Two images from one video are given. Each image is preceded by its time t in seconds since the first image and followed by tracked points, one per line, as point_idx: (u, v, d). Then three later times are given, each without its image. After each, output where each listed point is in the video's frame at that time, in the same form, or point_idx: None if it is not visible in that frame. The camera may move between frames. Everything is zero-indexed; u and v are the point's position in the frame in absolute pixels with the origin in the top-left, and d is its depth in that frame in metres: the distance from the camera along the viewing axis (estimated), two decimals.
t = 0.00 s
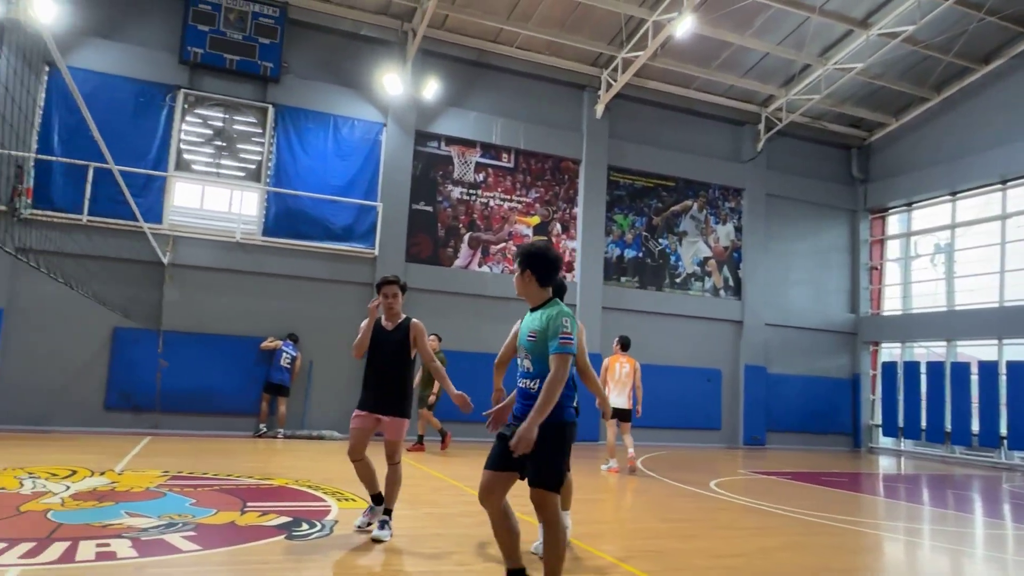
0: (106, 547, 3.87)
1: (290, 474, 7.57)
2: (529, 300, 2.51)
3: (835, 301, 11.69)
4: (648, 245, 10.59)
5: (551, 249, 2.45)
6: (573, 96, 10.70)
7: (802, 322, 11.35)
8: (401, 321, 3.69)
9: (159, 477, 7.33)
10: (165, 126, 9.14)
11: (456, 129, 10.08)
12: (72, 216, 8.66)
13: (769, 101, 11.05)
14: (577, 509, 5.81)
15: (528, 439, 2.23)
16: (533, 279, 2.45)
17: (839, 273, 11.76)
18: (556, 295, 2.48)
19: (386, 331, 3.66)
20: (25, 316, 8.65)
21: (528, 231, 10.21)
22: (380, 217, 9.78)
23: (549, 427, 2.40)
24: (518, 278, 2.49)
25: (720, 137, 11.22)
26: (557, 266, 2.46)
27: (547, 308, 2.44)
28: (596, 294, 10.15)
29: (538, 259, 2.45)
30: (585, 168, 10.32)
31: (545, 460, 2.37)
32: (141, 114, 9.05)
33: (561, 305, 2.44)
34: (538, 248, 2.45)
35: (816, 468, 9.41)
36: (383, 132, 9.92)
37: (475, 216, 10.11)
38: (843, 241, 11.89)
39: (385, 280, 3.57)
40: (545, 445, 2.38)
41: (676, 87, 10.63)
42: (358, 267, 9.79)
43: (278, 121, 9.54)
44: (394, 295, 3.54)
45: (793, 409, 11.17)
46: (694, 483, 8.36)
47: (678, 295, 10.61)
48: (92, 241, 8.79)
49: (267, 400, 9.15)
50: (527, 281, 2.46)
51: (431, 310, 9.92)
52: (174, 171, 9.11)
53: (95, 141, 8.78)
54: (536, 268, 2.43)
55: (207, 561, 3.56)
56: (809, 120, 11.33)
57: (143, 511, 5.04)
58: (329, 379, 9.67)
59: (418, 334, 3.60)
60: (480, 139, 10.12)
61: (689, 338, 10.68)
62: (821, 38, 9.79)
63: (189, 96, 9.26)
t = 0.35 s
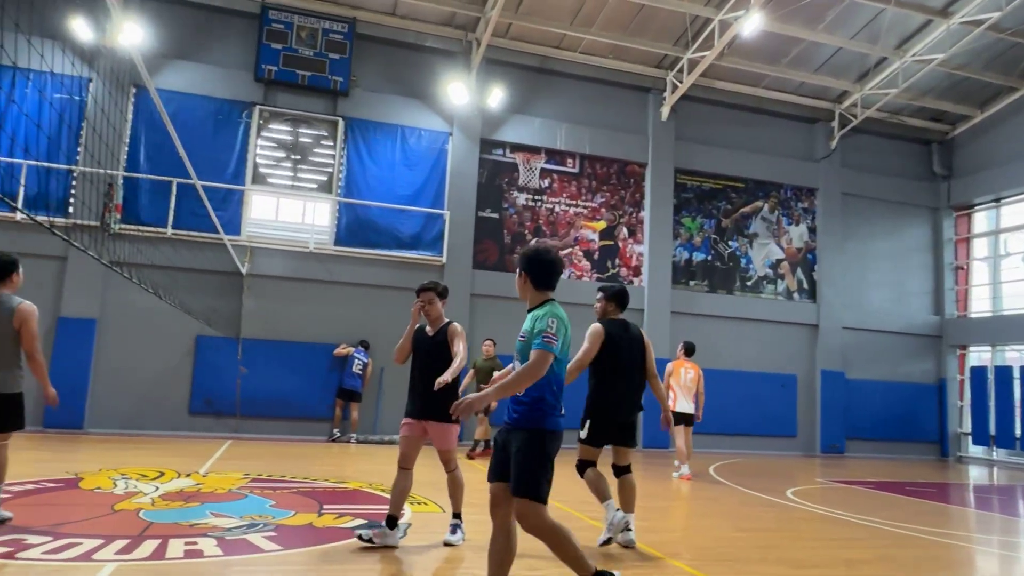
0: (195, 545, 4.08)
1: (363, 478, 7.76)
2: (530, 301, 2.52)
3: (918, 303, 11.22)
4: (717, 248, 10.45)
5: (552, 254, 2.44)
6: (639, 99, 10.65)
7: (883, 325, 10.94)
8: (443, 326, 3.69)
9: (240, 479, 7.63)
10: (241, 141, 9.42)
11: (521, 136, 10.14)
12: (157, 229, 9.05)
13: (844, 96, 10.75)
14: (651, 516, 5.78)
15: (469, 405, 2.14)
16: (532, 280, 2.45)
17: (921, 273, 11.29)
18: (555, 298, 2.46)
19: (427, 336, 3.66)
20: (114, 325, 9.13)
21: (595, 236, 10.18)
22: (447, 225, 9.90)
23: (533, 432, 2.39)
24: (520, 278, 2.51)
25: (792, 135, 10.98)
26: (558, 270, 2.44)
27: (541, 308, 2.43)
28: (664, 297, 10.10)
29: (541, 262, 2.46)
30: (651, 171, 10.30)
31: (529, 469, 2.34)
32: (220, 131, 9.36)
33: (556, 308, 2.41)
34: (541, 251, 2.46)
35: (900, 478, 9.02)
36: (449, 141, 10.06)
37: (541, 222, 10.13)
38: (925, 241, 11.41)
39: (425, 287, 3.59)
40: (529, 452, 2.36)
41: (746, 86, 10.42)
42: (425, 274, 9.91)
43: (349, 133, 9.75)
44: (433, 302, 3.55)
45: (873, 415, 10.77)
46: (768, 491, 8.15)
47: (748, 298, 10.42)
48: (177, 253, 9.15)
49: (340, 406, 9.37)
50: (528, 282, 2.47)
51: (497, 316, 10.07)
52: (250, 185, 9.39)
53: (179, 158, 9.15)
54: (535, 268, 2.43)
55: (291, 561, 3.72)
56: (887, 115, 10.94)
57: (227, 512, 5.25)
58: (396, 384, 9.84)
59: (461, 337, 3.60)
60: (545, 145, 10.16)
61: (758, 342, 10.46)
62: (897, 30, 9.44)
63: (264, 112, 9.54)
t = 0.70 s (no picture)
0: (276, 544, 4.23)
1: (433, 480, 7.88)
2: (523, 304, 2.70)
3: (1009, 302, 10.68)
4: (791, 248, 10.29)
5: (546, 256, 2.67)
6: (706, 99, 10.61)
7: (972, 326, 10.48)
8: (472, 324, 3.62)
9: (317, 481, 7.85)
10: (314, 153, 9.69)
11: (586, 139, 10.18)
12: (238, 240, 9.39)
13: (924, 88, 10.45)
14: (724, 522, 5.72)
15: (572, 444, 2.29)
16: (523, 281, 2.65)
17: (1013, 271, 10.75)
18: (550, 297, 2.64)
19: (458, 335, 3.61)
20: (196, 333, 9.50)
21: (663, 238, 10.15)
22: (514, 230, 9.97)
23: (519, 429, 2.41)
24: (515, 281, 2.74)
25: (868, 130, 10.75)
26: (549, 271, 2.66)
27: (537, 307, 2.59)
28: (734, 300, 9.99)
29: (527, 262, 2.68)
30: (720, 170, 10.23)
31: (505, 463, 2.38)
32: (295, 143, 9.65)
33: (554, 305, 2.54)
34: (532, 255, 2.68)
35: (993, 487, 8.56)
36: (514, 147, 10.14)
37: (607, 225, 10.14)
38: (1016, 237, 10.87)
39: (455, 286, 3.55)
40: (509, 448, 2.37)
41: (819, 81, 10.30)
42: (491, 279, 9.99)
43: (417, 142, 9.95)
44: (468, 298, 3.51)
45: (962, 422, 10.30)
46: (849, 500, 7.85)
47: (824, 299, 10.20)
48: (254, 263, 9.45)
49: (411, 411, 9.52)
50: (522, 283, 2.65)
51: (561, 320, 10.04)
52: (324, 196, 9.66)
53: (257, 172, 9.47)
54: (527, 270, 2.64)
55: (367, 559, 3.85)
56: (971, 106, 10.50)
57: (306, 513, 5.40)
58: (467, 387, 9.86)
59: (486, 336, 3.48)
60: (610, 148, 10.20)
61: (832, 343, 10.19)
62: (981, 17, 9.05)
63: (336, 124, 9.82)
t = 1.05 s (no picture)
0: (350, 544, 4.35)
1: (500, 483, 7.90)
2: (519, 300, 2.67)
3: None
4: (865, 247, 10.16)
5: (543, 257, 2.56)
6: (774, 96, 10.51)
7: None
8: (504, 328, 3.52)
9: (388, 483, 8.04)
10: (380, 163, 9.90)
11: (649, 142, 10.18)
12: (308, 249, 9.62)
13: (1007, 77, 10.16)
14: (799, 530, 5.60)
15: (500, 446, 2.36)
16: (518, 280, 2.59)
17: None
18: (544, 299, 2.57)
19: (488, 340, 3.60)
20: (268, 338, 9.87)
21: (729, 240, 10.14)
22: (577, 234, 9.96)
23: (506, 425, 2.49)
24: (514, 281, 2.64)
25: (947, 123, 10.50)
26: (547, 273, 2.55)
27: (529, 309, 2.56)
28: (808, 302, 9.95)
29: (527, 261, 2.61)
30: (789, 169, 10.17)
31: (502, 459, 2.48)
32: (362, 153, 9.89)
33: (537, 311, 2.50)
34: (528, 253, 2.57)
35: None
36: (576, 151, 10.17)
37: (672, 227, 10.15)
38: None
39: (489, 286, 3.33)
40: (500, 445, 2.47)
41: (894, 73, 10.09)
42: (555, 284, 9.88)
43: (479, 149, 10.07)
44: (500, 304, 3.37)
45: None
46: (932, 509, 7.53)
47: (903, 300, 10.03)
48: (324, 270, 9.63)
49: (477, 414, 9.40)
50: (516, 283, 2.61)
51: (623, 323, 9.99)
52: (391, 204, 9.83)
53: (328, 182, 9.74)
54: (518, 271, 2.56)
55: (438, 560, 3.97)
56: None
57: (377, 513, 5.53)
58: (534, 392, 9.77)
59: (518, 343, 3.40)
60: (675, 150, 10.20)
61: (902, 345, 9.99)
62: None
63: (401, 133, 10.01)
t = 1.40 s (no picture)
0: (412, 547, 4.39)
1: (558, 487, 7.78)
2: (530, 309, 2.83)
3: None
4: (937, 246, 9.82)
5: (542, 266, 2.69)
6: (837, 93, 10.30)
7: None
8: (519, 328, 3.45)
9: (446, 487, 8.09)
10: (437, 170, 10.03)
11: (708, 142, 10.11)
12: (367, 256, 9.77)
13: None
14: (873, 540, 5.40)
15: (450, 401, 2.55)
16: (525, 290, 2.77)
17: None
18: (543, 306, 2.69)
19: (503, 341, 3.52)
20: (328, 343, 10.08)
21: (792, 241, 9.93)
22: (634, 237, 9.90)
23: (520, 432, 2.56)
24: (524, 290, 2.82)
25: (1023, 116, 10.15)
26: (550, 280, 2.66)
27: (529, 315, 2.70)
28: (875, 303, 9.66)
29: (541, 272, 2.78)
30: (855, 166, 9.91)
31: (522, 463, 2.57)
32: (419, 161, 10.04)
33: (525, 317, 2.63)
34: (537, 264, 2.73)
35: None
36: (633, 154, 10.13)
37: (731, 228, 10.00)
38: None
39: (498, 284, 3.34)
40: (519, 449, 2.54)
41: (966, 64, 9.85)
42: (611, 288, 9.82)
43: (535, 153, 10.10)
44: (507, 305, 3.31)
45: None
46: (1016, 519, 7.14)
47: (978, 300, 9.66)
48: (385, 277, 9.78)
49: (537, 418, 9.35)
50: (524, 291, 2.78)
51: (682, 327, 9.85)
52: (448, 211, 9.93)
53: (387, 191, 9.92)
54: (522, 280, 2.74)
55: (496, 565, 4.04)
56: None
57: (438, 516, 5.55)
58: (592, 397, 9.68)
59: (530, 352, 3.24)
60: (734, 149, 10.08)
61: (976, 347, 9.63)
62: None
63: (457, 140, 10.11)
